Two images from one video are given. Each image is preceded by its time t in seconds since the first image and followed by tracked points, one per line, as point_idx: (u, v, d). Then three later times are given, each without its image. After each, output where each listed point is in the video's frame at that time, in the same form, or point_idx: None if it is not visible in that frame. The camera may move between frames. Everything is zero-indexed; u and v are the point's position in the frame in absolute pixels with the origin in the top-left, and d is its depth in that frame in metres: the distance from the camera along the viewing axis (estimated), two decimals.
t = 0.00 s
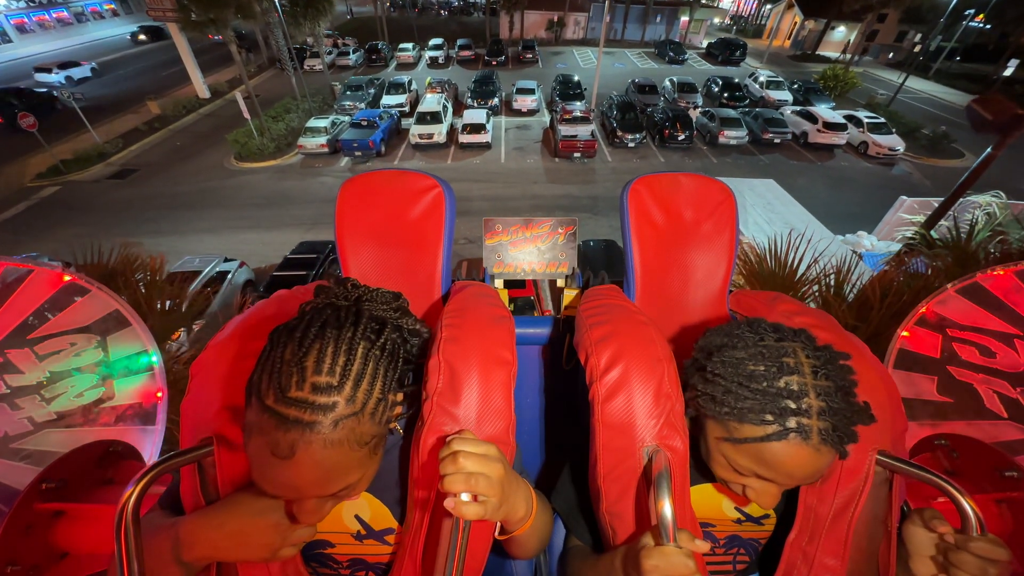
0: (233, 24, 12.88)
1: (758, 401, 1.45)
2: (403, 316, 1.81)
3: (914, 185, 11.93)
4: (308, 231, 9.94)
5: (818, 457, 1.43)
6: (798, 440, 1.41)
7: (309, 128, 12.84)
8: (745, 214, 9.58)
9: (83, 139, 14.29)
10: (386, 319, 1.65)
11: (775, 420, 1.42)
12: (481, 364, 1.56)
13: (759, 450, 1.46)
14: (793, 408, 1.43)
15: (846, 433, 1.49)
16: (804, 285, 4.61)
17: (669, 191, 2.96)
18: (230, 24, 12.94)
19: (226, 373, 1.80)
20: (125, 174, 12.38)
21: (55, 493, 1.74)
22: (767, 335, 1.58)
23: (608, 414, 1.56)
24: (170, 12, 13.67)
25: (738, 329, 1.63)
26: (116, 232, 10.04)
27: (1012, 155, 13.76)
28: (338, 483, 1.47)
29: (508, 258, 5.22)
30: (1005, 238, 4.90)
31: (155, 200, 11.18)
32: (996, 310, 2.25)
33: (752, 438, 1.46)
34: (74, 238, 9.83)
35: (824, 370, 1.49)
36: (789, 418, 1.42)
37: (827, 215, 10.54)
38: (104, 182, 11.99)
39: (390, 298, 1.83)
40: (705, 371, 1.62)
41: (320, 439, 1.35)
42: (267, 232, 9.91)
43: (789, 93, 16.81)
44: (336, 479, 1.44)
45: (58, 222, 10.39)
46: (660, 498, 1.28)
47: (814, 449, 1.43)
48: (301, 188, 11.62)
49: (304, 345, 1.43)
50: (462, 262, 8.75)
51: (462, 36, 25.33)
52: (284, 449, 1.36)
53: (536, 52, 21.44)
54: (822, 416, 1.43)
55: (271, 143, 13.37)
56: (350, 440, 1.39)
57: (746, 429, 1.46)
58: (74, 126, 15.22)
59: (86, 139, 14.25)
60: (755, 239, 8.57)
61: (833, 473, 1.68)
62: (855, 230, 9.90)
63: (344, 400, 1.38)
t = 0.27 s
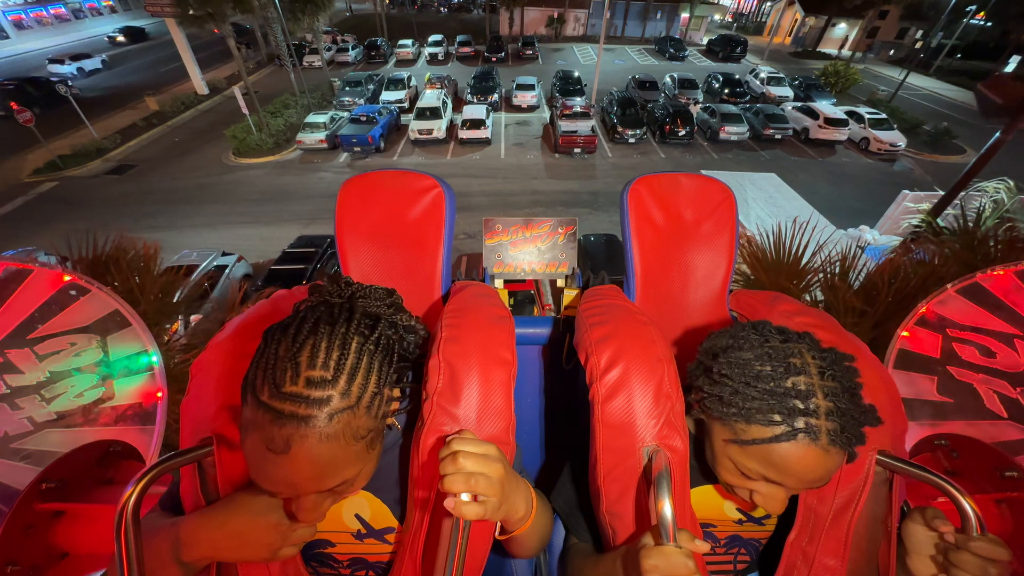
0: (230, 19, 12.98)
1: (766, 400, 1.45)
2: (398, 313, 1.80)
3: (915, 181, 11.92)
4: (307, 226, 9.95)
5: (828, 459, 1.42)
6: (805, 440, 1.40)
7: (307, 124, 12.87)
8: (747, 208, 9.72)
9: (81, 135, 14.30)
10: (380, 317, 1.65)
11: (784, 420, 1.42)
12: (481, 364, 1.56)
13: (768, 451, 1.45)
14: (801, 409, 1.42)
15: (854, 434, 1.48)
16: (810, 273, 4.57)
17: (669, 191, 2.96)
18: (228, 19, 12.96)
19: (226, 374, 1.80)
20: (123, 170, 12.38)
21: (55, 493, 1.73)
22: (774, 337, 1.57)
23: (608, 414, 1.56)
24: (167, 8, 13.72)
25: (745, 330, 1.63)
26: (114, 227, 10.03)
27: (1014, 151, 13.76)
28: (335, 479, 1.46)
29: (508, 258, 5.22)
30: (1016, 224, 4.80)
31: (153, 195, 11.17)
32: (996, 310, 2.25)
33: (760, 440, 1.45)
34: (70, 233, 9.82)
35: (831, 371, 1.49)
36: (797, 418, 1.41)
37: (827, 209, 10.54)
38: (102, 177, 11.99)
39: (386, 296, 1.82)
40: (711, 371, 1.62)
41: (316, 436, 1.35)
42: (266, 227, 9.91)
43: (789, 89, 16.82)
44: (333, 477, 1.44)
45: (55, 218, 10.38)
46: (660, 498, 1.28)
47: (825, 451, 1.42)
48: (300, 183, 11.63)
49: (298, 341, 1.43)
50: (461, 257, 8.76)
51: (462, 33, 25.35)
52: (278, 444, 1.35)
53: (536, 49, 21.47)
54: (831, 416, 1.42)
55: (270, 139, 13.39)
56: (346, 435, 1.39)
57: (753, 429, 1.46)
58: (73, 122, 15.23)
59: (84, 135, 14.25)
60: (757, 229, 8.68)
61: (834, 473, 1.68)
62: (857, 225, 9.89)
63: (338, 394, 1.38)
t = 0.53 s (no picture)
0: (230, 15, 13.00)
1: (761, 396, 1.45)
2: (398, 312, 1.80)
3: (917, 176, 11.91)
4: (306, 221, 9.96)
5: (823, 456, 1.43)
6: (800, 437, 1.41)
7: (307, 120, 12.85)
8: (748, 200, 9.73)
9: (79, 130, 14.31)
10: (379, 315, 1.65)
11: (779, 417, 1.42)
12: (481, 364, 1.56)
13: (763, 448, 1.46)
14: (797, 406, 1.42)
15: (850, 432, 1.48)
16: (815, 260, 4.54)
17: (669, 191, 2.97)
18: (228, 13, 13.03)
19: (226, 375, 1.80)
20: (122, 165, 12.38)
21: (55, 492, 1.70)
22: (771, 335, 1.57)
23: (608, 414, 1.56)
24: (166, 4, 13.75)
25: (742, 328, 1.63)
26: (112, 222, 10.03)
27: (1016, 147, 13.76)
28: (333, 476, 1.45)
29: (508, 258, 5.22)
30: None
31: (152, 191, 11.18)
32: (996, 310, 2.25)
33: (757, 437, 1.45)
34: (69, 227, 9.82)
35: (828, 369, 1.49)
36: (793, 415, 1.42)
37: (827, 205, 10.54)
38: (100, 173, 11.99)
39: (387, 295, 1.82)
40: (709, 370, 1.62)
41: (314, 432, 1.35)
42: (265, 222, 9.91)
43: (791, 85, 16.81)
44: (332, 475, 1.44)
45: (53, 213, 10.38)
46: (660, 498, 1.28)
47: (819, 448, 1.43)
48: (299, 179, 11.64)
49: (298, 337, 1.44)
50: (461, 251, 8.77)
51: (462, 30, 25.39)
52: (276, 439, 1.35)
53: (536, 45, 21.51)
54: (825, 413, 1.42)
55: (269, 134, 13.39)
56: (343, 430, 1.39)
57: (750, 426, 1.46)
58: (72, 118, 15.24)
59: (83, 130, 14.25)
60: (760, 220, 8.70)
61: (833, 474, 1.68)
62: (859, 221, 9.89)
63: (337, 390, 1.38)
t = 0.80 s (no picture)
0: (230, 12, 13.01)
1: (756, 391, 1.45)
2: (398, 311, 1.80)
3: (919, 174, 11.89)
4: (306, 218, 9.96)
5: (819, 453, 1.43)
6: (795, 431, 1.41)
7: (307, 117, 12.86)
8: (750, 194, 9.73)
9: (79, 127, 14.31)
10: (379, 313, 1.65)
11: (774, 411, 1.42)
12: (481, 365, 1.56)
13: (759, 442, 1.45)
14: (792, 400, 1.42)
15: (845, 427, 1.48)
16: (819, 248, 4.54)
17: (668, 191, 2.97)
18: (227, 10, 13.03)
19: (227, 376, 1.80)
20: (122, 163, 12.39)
21: (56, 492, 1.69)
22: (769, 331, 1.57)
23: (608, 414, 1.56)
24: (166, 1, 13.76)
25: (738, 324, 1.63)
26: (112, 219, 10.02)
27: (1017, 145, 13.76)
28: (333, 473, 1.45)
29: (508, 258, 5.22)
30: None
31: (152, 188, 11.18)
32: (997, 310, 2.25)
33: (752, 430, 1.45)
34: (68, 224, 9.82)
35: (824, 364, 1.49)
36: (788, 409, 1.42)
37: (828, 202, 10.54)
38: (100, 170, 11.98)
39: (386, 293, 1.82)
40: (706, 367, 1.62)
41: (313, 429, 1.34)
42: (265, 218, 9.92)
43: (792, 83, 16.81)
44: (331, 472, 1.44)
45: (52, 210, 10.38)
46: (661, 497, 1.28)
47: (814, 442, 1.42)
48: (298, 176, 11.64)
49: (298, 334, 1.44)
50: (462, 247, 8.78)
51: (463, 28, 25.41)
52: (276, 435, 1.34)
53: (537, 44, 21.54)
54: (819, 407, 1.42)
55: (269, 132, 13.41)
56: (343, 427, 1.38)
57: (745, 421, 1.46)
58: (71, 116, 15.25)
59: (83, 128, 14.26)
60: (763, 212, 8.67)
61: (833, 473, 1.69)
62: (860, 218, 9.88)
63: (337, 387, 1.38)
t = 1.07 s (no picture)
0: (230, 11, 13.02)
1: (755, 389, 1.46)
2: (398, 310, 1.80)
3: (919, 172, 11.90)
4: (306, 215, 9.96)
5: (820, 449, 1.42)
6: (797, 428, 1.40)
7: (307, 115, 12.87)
8: (745, 175, 9.34)
9: (78, 126, 14.30)
10: (379, 311, 1.65)
11: (774, 408, 1.42)
12: (481, 364, 1.56)
13: (760, 440, 1.45)
14: (792, 397, 1.42)
15: (845, 423, 1.48)
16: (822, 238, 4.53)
17: (669, 190, 2.97)
18: (227, 8, 13.01)
19: (227, 376, 1.80)
20: (121, 161, 12.39)
21: (56, 492, 1.70)
22: (766, 329, 1.58)
23: (608, 414, 1.56)
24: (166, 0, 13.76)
25: (737, 323, 1.64)
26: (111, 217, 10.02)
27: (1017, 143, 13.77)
28: (330, 471, 1.44)
29: (508, 258, 5.22)
30: None
31: (151, 186, 11.17)
32: (996, 310, 2.25)
33: (752, 427, 1.45)
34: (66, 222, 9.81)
35: (823, 361, 1.50)
36: (787, 406, 1.41)
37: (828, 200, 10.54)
38: (99, 169, 11.98)
39: (386, 292, 1.82)
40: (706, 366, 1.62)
41: (311, 427, 1.34)
42: (265, 216, 9.92)
43: (791, 82, 16.83)
44: (330, 469, 1.43)
45: (51, 208, 10.36)
46: (661, 498, 1.28)
47: (813, 438, 1.42)
48: (298, 174, 11.65)
49: (298, 331, 1.44)
50: (462, 245, 8.79)
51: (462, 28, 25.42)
52: (274, 431, 1.34)
53: (536, 43, 21.56)
54: (819, 404, 1.42)
55: (269, 130, 13.41)
56: (341, 423, 1.38)
57: (745, 418, 1.46)
58: (70, 114, 15.24)
59: (82, 126, 14.25)
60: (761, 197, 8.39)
61: (833, 473, 1.69)
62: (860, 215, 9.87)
63: (334, 385, 1.38)
